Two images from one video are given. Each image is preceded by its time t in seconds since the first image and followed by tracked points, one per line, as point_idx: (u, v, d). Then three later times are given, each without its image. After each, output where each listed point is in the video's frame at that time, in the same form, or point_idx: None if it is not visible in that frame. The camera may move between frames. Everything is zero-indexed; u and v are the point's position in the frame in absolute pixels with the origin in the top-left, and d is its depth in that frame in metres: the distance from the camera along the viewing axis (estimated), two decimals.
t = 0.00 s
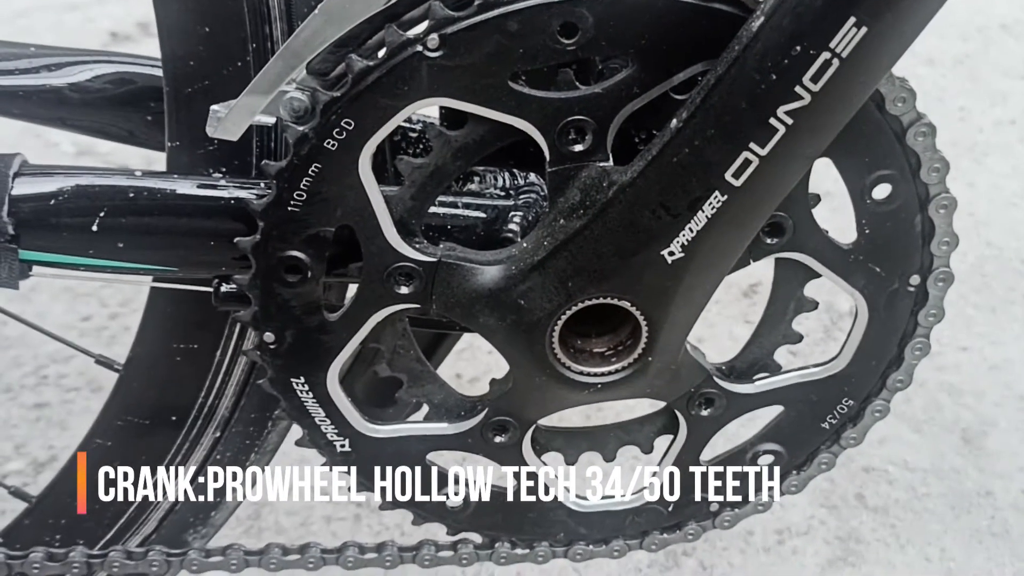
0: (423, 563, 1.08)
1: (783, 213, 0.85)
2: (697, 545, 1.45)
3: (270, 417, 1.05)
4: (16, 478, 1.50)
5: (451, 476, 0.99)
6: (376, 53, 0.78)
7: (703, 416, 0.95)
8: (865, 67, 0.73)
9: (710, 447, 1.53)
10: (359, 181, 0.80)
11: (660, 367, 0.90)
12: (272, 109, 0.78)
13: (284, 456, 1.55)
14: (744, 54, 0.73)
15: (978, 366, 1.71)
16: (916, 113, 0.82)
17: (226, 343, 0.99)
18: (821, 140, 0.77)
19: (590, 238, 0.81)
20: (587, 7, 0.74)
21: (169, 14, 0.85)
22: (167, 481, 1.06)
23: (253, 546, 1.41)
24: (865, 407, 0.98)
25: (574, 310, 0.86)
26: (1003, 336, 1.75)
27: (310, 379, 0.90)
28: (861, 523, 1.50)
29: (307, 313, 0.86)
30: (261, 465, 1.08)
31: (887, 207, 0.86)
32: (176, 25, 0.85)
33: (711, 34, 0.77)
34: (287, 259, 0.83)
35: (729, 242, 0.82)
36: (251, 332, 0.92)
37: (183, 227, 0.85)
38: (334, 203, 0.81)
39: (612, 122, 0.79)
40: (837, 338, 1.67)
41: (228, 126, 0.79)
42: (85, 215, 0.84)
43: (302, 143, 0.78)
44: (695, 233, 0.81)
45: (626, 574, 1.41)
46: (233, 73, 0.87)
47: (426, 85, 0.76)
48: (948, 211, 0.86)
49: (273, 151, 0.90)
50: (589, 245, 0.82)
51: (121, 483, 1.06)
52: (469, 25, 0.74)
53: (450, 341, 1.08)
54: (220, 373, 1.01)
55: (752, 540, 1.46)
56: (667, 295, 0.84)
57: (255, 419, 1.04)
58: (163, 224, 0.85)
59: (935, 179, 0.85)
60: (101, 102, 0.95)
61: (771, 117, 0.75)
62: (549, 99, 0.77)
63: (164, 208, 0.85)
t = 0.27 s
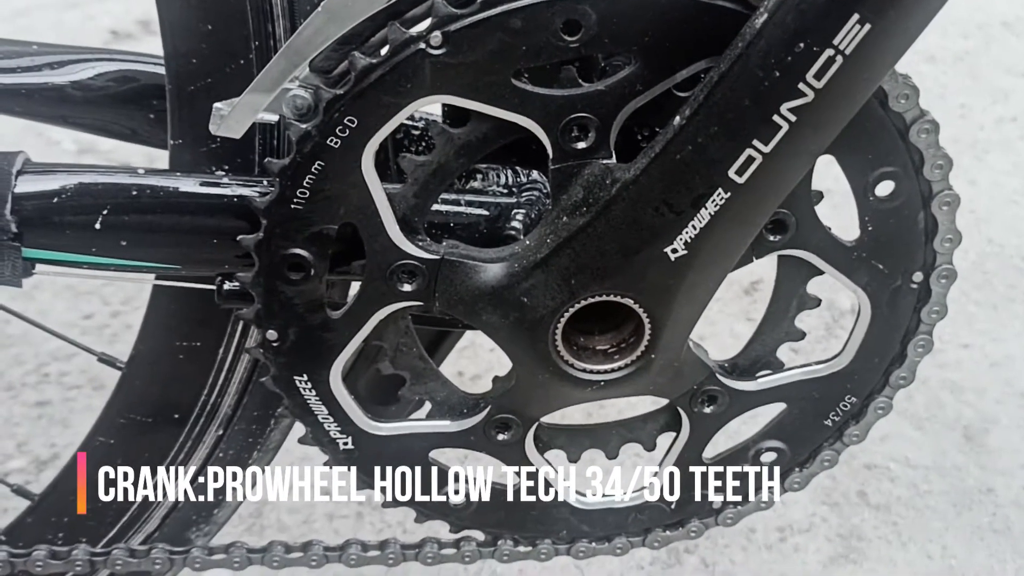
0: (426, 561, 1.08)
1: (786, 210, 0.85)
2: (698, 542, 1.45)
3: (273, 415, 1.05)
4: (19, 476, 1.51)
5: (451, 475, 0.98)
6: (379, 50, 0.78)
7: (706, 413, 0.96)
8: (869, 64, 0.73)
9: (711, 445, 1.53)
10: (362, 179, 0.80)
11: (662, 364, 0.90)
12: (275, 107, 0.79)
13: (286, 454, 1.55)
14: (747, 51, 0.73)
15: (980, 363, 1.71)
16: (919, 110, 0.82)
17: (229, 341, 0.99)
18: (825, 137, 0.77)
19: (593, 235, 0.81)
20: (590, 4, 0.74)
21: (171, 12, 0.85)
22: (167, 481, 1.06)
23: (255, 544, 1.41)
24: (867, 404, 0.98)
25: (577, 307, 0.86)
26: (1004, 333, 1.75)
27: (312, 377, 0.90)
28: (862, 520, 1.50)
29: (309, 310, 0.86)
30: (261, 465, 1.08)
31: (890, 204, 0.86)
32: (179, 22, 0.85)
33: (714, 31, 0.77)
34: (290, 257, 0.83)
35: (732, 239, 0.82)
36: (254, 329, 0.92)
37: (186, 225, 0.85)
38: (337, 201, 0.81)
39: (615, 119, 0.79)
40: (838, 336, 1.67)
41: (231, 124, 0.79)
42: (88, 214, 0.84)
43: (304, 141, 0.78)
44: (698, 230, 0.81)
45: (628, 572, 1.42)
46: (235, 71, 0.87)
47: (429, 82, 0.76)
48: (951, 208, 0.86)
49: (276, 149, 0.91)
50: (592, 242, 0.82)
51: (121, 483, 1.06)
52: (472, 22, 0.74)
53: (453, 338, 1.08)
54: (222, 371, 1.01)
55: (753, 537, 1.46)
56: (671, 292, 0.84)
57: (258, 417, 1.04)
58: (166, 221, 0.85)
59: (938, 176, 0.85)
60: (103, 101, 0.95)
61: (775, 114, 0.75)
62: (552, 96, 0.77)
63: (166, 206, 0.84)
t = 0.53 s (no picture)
0: (426, 557, 1.07)
1: (786, 206, 0.85)
2: (699, 539, 1.45)
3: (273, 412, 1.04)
4: (19, 473, 1.51)
5: (451, 473, 0.98)
6: (379, 46, 0.78)
7: (707, 409, 0.96)
8: (870, 59, 0.73)
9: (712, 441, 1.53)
10: (362, 175, 0.79)
11: (663, 360, 0.90)
12: (274, 103, 0.78)
13: (287, 451, 1.55)
14: (748, 46, 0.73)
15: (980, 359, 1.71)
16: (920, 105, 0.82)
17: (228, 338, 0.99)
18: (826, 132, 0.77)
19: (593, 231, 0.81)
20: None
21: (171, 8, 0.84)
22: (167, 481, 1.06)
23: (256, 540, 1.41)
24: (868, 400, 0.98)
25: (578, 303, 0.86)
26: (1005, 329, 1.75)
27: (313, 374, 0.90)
28: (863, 516, 1.50)
29: (310, 306, 0.86)
30: (261, 465, 1.09)
31: (891, 199, 0.85)
32: (178, 18, 0.85)
33: (714, 26, 0.77)
34: (290, 253, 0.83)
35: (733, 235, 0.81)
36: (255, 326, 0.92)
37: (186, 222, 0.85)
38: (337, 197, 0.80)
39: (616, 115, 0.78)
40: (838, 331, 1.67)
41: (231, 120, 0.79)
42: (88, 210, 0.84)
43: (304, 137, 0.78)
44: (699, 226, 0.81)
45: (627, 567, 1.41)
46: (235, 67, 0.87)
47: (429, 78, 0.76)
48: (952, 203, 0.86)
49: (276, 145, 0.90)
50: (593, 237, 0.82)
51: (121, 483, 1.06)
52: (472, 18, 0.74)
53: (454, 334, 1.08)
54: (222, 368, 1.01)
55: (754, 533, 1.46)
56: (671, 288, 0.84)
57: (258, 414, 1.04)
58: (166, 218, 0.85)
59: (939, 171, 0.84)
60: (103, 97, 0.95)
61: (776, 109, 0.75)
62: (553, 91, 0.76)
63: (166, 203, 0.84)
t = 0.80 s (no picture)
0: (426, 554, 1.08)
1: (785, 203, 0.85)
2: (698, 536, 1.45)
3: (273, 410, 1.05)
4: (20, 472, 1.51)
5: (450, 472, 0.98)
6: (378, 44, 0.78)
7: (706, 407, 0.96)
8: (868, 57, 0.74)
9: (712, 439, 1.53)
10: (361, 173, 0.80)
11: (662, 357, 0.91)
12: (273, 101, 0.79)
13: (287, 449, 1.55)
14: (746, 44, 0.73)
15: (979, 357, 1.71)
16: (917, 103, 0.82)
17: (228, 336, 0.99)
18: (824, 130, 0.78)
19: (592, 229, 0.82)
20: None
21: (171, 7, 0.85)
22: (167, 480, 1.07)
23: (256, 538, 1.42)
24: (867, 397, 0.98)
25: (577, 301, 0.86)
26: (1004, 327, 1.75)
27: (313, 371, 0.90)
28: (862, 514, 1.50)
29: (309, 304, 0.86)
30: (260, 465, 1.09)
31: (889, 197, 0.86)
32: (178, 17, 0.85)
33: (712, 24, 0.77)
34: (289, 251, 0.83)
35: (732, 232, 0.82)
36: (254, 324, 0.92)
37: (186, 220, 0.85)
38: (337, 195, 0.81)
39: (615, 113, 0.79)
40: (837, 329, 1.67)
41: (232, 118, 0.79)
42: (88, 208, 0.84)
43: (304, 135, 0.78)
44: (697, 224, 0.81)
45: (627, 564, 1.41)
46: (234, 66, 0.87)
47: (428, 76, 0.76)
48: (950, 200, 0.86)
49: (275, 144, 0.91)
50: (591, 235, 0.82)
51: (121, 483, 1.06)
52: (471, 16, 0.74)
53: (454, 331, 1.08)
54: (222, 366, 1.01)
55: (753, 530, 1.47)
56: (670, 285, 0.84)
57: (258, 412, 1.05)
58: (166, 216, 0.85)
59: (937, 169, 0.85)
60: (103, 96, 0.95)
61: (774, 107, 0.76)
62: (551, 90, 0.77)
63: (166, 201, 0.85)
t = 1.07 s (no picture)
0: (427, 553, 1.08)
1: (786, 201, 0.85)
2: (699, 535, 1.45)
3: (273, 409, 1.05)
4: (20, 470, 1.51)
5: (451, 471, 0.98)
6: (378, 42, 0.78)
7: (706, 404, 0.96)
8: (869, 54, 0.73)
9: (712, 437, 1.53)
10: (362, 171, 0.79)
11: (663, 355, 0.91)
12: (273, 99, 0.78)
13: (287, 447, 1.55)
14: (747, 41, 0.73)
15: (980, 354, 1.71)
16: (918, 100, 0.82)
17: (229, 334, 0.99)
18: (825, 127, 0.77)
19: (593, 226, 0.81)
20: None
21: (170, 4, 0.84)
22: (167, 480, 1.07)
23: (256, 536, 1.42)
24: (868, 394, 0.98)
25: (577, 299, 0.86)
26: (1005, 325, 1.75)
27: (313, 370, 0.90)
28: (863, 512, 1.50)
29: (310, 302, 0.86)
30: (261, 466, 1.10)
31: (890, 194, 0.85)
32: (177, 15, 0.85)
33: (713, 21, 0.77)
34: (290, 249, 0.83)
35: (733, 230, 0.82)
36: (255, 322, 0.92)
37: (186, 218, 0.85)
38: (337, 193, 0.80)
39: (615, 110, 0.78)
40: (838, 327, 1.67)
41: (231, 116, 0.79)
42: (88, 206, 0.84)
43: (304, 133, 0.78)
44: (698, 221, 0.81)
45: (627, 562, 1.41)
46: (234, 64, 0.87)
47: (428, 74, 0.76)
48: (952, 197, 0.86)
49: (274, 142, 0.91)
50: (592, 233, 0.82)
51: (121, 483, 1.06)
52: (472, 14, 0.74)
53: (455, 329, 1.08)
54: (223, 365, 1.01)
55: (754, 528, 1.47)
56: (671, 283, 0.84)
57: (259, 411, 1.05)
58: (166, 214, 0.85)
59: (938, 166, 0.85)
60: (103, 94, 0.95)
61: (775, 104, 0.75)
62: (552, 87, 0.76)
63: (166, 199, 0.84)
